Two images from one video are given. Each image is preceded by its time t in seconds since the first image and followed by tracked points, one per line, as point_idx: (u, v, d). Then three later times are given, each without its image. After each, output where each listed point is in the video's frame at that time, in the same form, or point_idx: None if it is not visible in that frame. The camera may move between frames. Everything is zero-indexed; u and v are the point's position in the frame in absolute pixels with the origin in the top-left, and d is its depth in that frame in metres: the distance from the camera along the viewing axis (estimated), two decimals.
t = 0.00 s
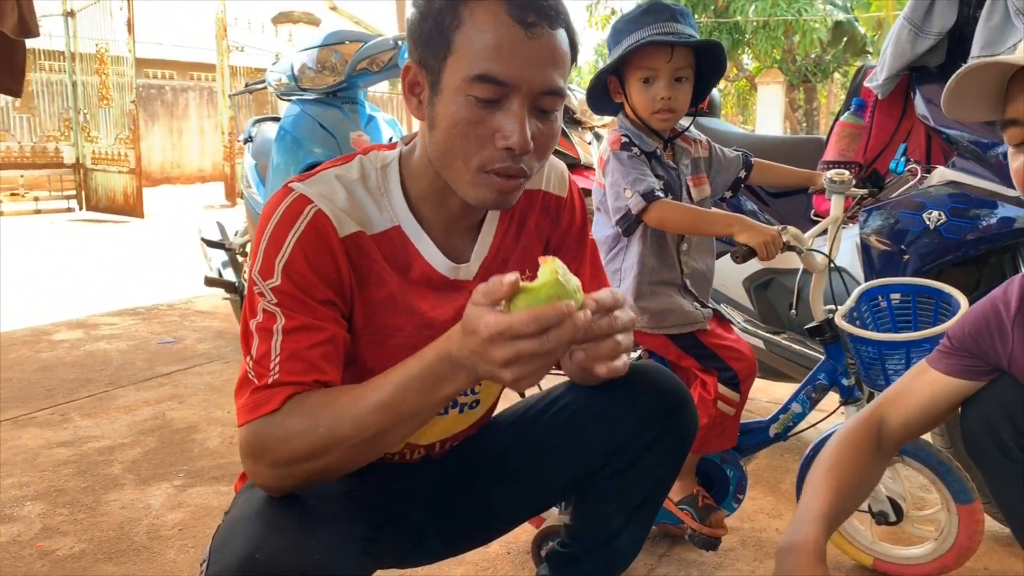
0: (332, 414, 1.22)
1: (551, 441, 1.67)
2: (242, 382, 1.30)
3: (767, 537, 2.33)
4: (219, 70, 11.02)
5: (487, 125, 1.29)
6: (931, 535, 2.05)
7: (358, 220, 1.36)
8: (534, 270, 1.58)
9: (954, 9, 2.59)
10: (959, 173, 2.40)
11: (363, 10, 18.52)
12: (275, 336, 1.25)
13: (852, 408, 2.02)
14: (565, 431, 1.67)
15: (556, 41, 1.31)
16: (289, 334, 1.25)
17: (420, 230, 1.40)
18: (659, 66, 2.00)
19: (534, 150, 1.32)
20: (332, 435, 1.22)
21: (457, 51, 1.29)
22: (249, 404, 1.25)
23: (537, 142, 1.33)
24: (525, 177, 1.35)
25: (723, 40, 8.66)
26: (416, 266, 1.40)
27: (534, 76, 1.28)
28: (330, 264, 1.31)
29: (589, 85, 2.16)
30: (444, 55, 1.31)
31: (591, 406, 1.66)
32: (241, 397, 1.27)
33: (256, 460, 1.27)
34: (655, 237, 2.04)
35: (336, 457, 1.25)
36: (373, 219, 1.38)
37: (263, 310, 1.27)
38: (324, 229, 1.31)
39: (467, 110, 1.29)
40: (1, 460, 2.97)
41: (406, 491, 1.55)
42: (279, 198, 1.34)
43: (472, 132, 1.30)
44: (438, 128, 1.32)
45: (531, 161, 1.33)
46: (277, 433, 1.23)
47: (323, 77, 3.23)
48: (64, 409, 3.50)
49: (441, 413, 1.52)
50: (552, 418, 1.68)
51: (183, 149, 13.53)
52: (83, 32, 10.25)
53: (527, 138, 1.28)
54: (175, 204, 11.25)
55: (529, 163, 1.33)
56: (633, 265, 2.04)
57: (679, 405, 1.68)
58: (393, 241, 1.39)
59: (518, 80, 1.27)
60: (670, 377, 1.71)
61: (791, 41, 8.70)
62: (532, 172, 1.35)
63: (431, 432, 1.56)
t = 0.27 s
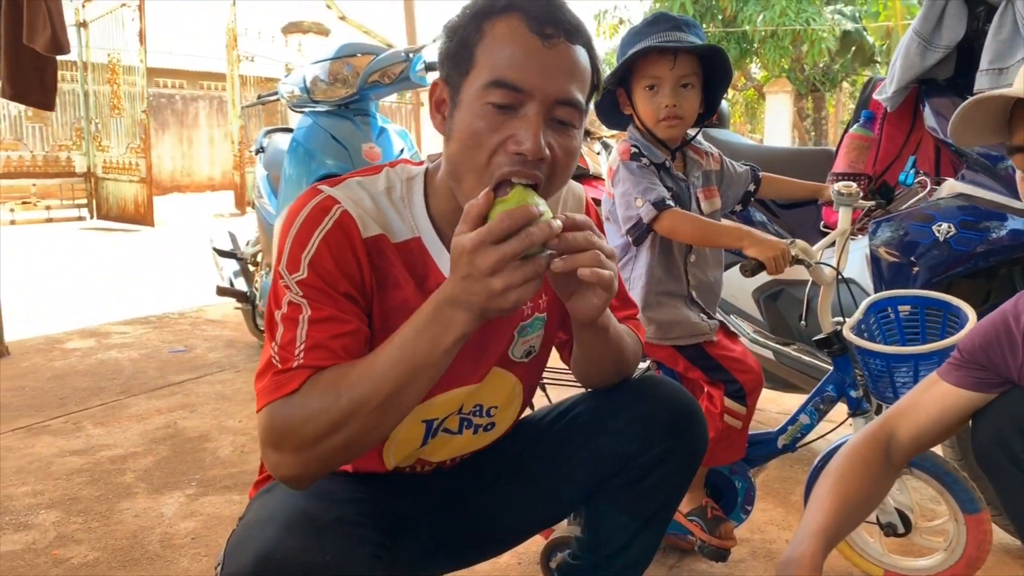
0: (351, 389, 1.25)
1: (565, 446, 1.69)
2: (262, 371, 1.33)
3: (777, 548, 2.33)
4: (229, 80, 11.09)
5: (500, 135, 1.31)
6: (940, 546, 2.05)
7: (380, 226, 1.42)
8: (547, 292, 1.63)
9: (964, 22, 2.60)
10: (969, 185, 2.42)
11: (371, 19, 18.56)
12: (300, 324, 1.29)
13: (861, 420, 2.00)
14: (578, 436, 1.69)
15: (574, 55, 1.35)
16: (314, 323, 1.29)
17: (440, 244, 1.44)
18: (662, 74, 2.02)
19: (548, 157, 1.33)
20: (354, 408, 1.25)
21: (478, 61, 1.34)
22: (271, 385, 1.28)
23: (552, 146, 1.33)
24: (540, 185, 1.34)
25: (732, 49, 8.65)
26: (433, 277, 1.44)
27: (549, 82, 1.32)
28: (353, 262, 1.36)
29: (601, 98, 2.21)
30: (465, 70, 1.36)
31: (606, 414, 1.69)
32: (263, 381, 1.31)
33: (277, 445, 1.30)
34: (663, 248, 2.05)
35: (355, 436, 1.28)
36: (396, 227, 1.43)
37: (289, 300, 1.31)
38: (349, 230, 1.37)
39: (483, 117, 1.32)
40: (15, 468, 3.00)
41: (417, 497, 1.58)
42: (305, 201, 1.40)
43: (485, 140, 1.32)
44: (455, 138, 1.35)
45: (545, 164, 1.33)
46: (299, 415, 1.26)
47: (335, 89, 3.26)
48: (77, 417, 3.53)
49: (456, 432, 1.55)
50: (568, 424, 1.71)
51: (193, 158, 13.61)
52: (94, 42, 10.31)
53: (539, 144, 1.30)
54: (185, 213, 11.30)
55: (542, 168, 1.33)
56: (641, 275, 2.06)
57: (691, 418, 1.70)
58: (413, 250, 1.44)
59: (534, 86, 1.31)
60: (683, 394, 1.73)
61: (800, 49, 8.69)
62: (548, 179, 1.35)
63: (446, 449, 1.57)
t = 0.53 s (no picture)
0: (373, 397, 1.26)
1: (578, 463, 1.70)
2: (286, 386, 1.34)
3: (789, 560, 2.32)
4: (241, 89, 11.17)
5: (501, 154, 1.33)
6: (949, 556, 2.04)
7: (393, 236, 1.43)
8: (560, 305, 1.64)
9: (976, 34, 2.59)
10: (980, 198, 2.37)
11: (381, 28, 18.66)
12: (320, 335, 1.31)
13: (866, 431, 1.99)
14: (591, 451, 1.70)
15: (582, 80, 1.36)
16: (333, 334, 1.31)
17: (454, 255, 1.45)
18: (664, 82, 2.05)
19: (545, 181, 1.33)
20: (374, 416, 1.25)
21: (487, 80, 1.37)
22: (295, 397, 1.30)
23: (550, 169, 1.34)
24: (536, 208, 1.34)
25: (741, 58, 8.66)
26: (447, 287, 1.45)
27: (550, 106, 1.33)
28: (368, 274, 1.38)
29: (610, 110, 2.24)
30: (476, 90, 1.39)
31: (619, 431, 1.70)
32: (287, 393, 1.32)
33: (303, 456, 1.31)
34: (669, 253, 2.08)
35: (378, 445, 1.28)
36: (409, 238, 1.45)
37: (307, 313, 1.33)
38: (363, 242, 1.39)
39: (484, 135, 1.34)
40: (29, 476, 3.02)
41: (429, 506, 1.59)
42: (320, 216, 1.43)
43: (488, 159, 1.34)
44: (459, 154, 1.38)
45: (542, 188, 1.33)
46: (322, 426, 1.27)
47: (347, 100, 3.29)
48: (90, 425, 3.55)
49: (471, 442, 1.57)
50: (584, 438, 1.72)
51: (204, 167, 13.70)
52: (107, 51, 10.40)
53: (535, 167, 1.31)
54: (196, 222, 11.37)
55: (539, 190, 1.33)
56: (648, 278, 2.08)
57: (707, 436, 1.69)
58: (427, 261, 1.45)
59: (536, 108, 1.33)
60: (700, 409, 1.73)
61: (810, 59, 8.69)
62: (546, 201, 1.35)
63: (461, 459, 1.59)
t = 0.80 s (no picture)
0: (389, 404, 1.26)
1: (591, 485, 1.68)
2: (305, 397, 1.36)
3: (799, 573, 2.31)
4: (253, 99, 11.24)
5: (502, 165, 1.34)
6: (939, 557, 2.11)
7: (402, 244, 1.43)
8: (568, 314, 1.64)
9: (988, 44, 2.59)
10: (992, 207, 2.37)
11: (391, 38, 18.75)
12: (335, 343, 1.32)
13: (856, 439, 1.98)
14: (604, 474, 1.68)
15: (586, 96, 1.36)
16: (348, 341, 1.32)
17: (463, 261, 1.45)
18: (665, 91, 2.12)
19: (543, 195, 1.33)
20: (391, 422, 1.26)
21: (492, 92, 1.38)
22: (315, 407, 1.30)
23: (550, 183, 1.34)
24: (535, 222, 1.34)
25: (751, 67, 8.67)
26: (457, 292, 1.45)
27: (550, 121, 1.33)
28: (379, 282, 1.39)
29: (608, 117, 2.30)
30: (482, 104, 1.41)
31: (631, 454, 1.69)
32: (308, 404, 1.33)
33: (325, 465, 1.32)
34: (661, 260, 2.15)
35: (396, 450, 1.28)
36: (418, 247, 1.45)
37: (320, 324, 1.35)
38: (371, 251, 1.40)
39: (486, 147, 1.35)
40: (40, 484, 3.03)
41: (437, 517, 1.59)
42: (329, 227, 1.45)
43: (489, 169, 1.34)
44: (463, 165, 1.39)
45: (540, 202, 1.33)
46: (341, 434, 1.28)
47: (357, 110, 3.30)
48: (100, 433, 3.56)
49: (481, 451, 1.58)
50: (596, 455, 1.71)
51: (215, 175, 13.78)
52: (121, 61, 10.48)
53: (533, 182, 1.31)
54: (207, 230, 11.42)
55: (538, 204, 1.33)
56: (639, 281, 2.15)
57: (721, 459, 1.68)
58: (436, 268, 1.45)
59: (537, 122, 1.33)
60: (715, 434, 1.71)
61: (820, 68, 8.68)
62: (545, 214, 1.35)
63: (468, 471, 1.61)
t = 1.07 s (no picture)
0: (399, 423, 1.29)
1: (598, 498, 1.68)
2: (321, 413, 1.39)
3: None
4: (264, 108, 11.31)
5: (500, 182, 1.35)
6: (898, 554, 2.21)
7: (408, 255, 1.45)
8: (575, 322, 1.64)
9: (998, 52, 2.56)
10: (1003, 216, 2.36)
11: (401, 46, 18.81)
12: (345, 362, 1.35)
13: (813, 440, 2.14)
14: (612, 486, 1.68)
15: (587, 119, 1.36)
16: (357, 360, 1.35)
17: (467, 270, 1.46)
18: (650, 113, 2.42)
19: (537, 214, 1.34)
20: (401, 439, 1.29)
21: (497, 109, 1.39)
22: (330, 425, 1.34)
23: (545, 203, 1.35)
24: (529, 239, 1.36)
25: (761, 76, 8.66)
26: (465, 302, 1.46)
27: (547, 143, 1.34)
28: (386, 298, 1.41)
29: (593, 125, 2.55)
30: (485, 119, 1.42)
31: (639, 468, 1.69)
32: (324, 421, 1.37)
33: (343, 479, 1.35)
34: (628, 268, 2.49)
35: (409, 466, 1.31)
36: (424, 257, 1.46)
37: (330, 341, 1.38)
38: (376, 266, 1.41)
39: (486, 162, 1.37)
40: (51, 491, 3.04)
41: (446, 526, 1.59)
42: (336, 239, 1.47)
43: (488, 187, 1.36)
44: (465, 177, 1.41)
45: (534, 220, 1.35)
46: (353, 452, 1.31)
47: (367, 119, 3.32)
48: (111, 441, 3.58)
49: (488, 460, 1.59)
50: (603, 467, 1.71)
51: (226, 184, 13.85)
52: (133, 70, 10.56)
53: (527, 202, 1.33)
54: (218, 239, 11.48)
55: (532, 222, 1.35)
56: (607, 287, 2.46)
57: (728, 473, 1.68)
58: (443, 279, 1.46)
59: (535, 143, 1.34)
60: (724, 449, 1.71)
61: (830, 76, 8.67)
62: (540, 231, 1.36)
63: (474, 481, 1.61)
